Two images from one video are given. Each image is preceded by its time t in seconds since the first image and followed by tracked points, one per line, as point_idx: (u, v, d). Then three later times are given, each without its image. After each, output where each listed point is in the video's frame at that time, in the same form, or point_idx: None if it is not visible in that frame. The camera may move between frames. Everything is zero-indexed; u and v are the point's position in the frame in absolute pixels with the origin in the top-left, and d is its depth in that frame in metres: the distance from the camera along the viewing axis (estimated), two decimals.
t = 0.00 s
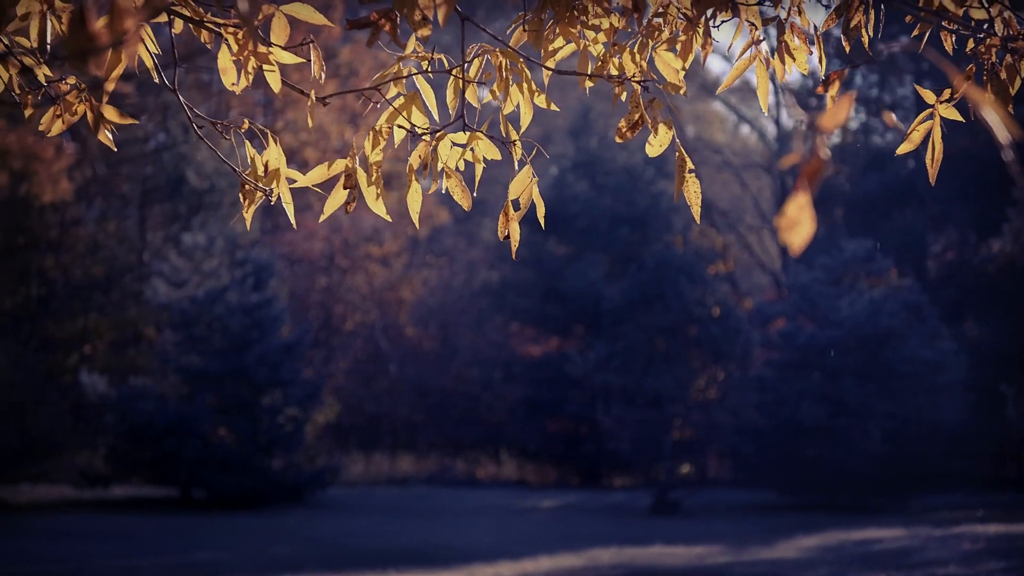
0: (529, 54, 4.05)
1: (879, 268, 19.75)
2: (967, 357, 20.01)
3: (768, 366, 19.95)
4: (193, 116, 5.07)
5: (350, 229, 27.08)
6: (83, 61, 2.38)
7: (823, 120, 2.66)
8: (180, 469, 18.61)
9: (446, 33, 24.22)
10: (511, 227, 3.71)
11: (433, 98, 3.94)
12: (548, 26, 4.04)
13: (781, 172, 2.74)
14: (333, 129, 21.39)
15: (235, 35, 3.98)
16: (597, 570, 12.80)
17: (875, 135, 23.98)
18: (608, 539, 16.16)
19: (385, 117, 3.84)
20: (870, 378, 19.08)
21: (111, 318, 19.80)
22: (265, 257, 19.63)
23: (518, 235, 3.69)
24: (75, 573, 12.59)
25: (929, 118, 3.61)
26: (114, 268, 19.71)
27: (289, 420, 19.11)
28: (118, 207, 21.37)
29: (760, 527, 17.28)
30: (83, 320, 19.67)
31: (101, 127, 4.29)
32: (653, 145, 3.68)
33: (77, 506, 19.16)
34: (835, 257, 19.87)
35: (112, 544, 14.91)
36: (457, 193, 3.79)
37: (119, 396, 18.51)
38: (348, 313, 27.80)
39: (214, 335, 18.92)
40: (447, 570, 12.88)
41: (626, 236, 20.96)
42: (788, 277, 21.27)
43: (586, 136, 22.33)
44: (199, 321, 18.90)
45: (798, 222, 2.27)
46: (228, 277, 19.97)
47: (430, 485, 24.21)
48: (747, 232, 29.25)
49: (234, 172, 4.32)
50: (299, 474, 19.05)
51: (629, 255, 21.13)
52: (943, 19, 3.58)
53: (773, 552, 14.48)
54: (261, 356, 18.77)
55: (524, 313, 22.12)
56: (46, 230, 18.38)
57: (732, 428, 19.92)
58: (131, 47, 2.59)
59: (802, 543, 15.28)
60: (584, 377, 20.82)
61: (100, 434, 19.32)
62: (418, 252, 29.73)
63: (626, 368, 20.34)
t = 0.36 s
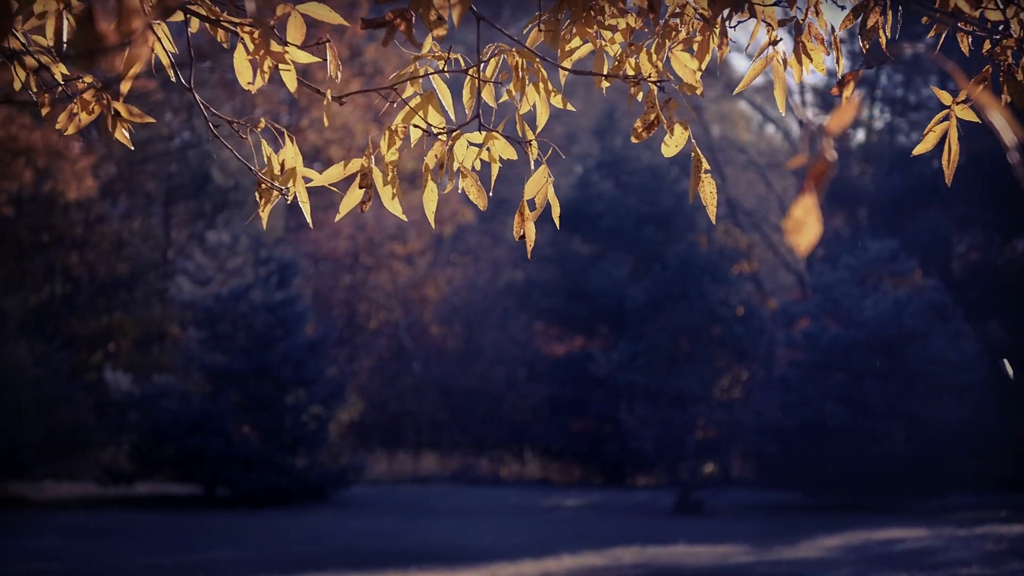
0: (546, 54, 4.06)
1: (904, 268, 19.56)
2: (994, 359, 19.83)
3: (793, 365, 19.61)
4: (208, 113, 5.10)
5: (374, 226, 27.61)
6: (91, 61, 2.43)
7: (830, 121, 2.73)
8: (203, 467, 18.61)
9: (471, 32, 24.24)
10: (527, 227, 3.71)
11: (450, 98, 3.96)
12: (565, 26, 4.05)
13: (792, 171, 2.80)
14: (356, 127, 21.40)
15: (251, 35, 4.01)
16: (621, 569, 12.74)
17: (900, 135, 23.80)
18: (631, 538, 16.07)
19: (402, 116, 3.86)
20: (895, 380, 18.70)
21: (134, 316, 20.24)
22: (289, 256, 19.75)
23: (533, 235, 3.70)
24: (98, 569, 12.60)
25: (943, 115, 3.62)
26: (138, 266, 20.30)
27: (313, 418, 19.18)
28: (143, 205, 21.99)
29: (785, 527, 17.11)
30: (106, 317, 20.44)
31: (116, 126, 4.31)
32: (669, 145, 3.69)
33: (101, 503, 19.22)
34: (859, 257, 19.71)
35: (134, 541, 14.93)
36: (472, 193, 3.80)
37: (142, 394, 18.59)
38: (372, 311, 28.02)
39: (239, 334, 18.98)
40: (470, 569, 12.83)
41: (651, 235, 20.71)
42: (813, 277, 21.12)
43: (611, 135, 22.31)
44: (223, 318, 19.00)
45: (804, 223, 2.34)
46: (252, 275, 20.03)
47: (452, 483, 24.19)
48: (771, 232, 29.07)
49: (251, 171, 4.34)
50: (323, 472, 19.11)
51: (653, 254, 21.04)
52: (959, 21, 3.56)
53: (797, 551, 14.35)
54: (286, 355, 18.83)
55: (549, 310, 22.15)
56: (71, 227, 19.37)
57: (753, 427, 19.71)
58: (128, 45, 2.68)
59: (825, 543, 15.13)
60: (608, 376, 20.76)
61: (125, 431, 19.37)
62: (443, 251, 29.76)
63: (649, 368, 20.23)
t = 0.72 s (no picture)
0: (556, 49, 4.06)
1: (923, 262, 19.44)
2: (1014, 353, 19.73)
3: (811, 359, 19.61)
4: (217, 109, 5.14)
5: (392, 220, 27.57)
6: (92, 55, 2.54)
7: (833, 116, 2.70)
8: (221, 461, 18.74)
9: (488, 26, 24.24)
10: (536, 222, 3.72)
11: (459, 93, 3.98)
12: (575, 21, 4.05)
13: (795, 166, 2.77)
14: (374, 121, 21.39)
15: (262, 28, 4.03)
16: (639, 563, 12.73)
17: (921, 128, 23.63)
18: (648, 532, 16.05)
19: (412, 111, 3.87)
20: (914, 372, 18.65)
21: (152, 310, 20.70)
22: (308, 250, 19.78)
23: (543, 229, 3.71)
24: (116, 562, 12.65)
25: (951, 110, 3.66)
26: (156, 261, 20.82)
27: (331, 412, 19.31)
28: (161, 199, 23.31)
29: (803, 522, 17.05)
30: (125, 311, 20.79)
31: (127, 120, 4.37)
32: (679, 138, 3.69)
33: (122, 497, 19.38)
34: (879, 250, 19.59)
35: (152, 535, 15.00)
36: (483, 187, 3.81)
37: (161, 388, 18.71)
38: (391, 306, 28.51)
39: (257, 328, 18.97)
40: (487, 564, 12.84)
41: (669, 230, 20.01)
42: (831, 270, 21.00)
43: (630, 129, 22.24)
44: (242, 313, 18.99)
45: (804, 221, 2.33)
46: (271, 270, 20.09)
47: (470, 478, 24.26)
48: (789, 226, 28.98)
49: (261, 167, 4.36)
50: (342, 466, 19.23)
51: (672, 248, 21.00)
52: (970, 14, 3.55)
53: (815, 546, 14.30)
54: (305, 349, 18.88)
55: (568, 304, 22.39)
56: (90, 221, 20.00)
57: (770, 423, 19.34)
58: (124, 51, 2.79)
59: (844, 537, 15.11)
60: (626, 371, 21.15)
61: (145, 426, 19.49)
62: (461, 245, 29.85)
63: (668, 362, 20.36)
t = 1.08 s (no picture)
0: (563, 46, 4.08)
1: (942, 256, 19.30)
2: None
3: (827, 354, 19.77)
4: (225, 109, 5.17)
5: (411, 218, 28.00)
6: (86, 51, 2.55)
7: (823, 110, 2.71)
8: (239, 458, 18.82)
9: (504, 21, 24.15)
10: (542, 217, 3.72)
11: (465, 89, 3.98)
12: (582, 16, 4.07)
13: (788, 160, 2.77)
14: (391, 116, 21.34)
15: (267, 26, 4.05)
16: (656, 559, 12.74)
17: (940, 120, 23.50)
18: (666, 527, 16.02)
19: (417, 108, 3.88)
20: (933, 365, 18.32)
21: (171, 307, 22.08)
22: (325, 246, 19.76)
23: (549, 225, 3.71)
24: (135, 559, 12.68)
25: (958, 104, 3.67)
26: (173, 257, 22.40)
27: (349, 408, 19.28)
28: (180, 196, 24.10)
29: (820, 516, 16.98)
30: (142, 307, 22.17)
31: (134, 118, 4.38)
32: (684, 134, 3.69)
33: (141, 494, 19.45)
34: (896, 244, 19.51)
35: (167, 532, 14.98)
36: (488, 183, 3.81)
37: (180, 385, 18.74)
38: (408, 302, 29.01)
39: (275, 325, 18.97)
40: (506, 560, 12.86)
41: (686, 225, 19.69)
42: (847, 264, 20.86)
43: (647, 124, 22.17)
44: (260, 309, 18.98)
45: (797, 215, 2.33)
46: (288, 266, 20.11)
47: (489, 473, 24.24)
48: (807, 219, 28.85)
49: (267, 164, 4.37)
50: (360, 461, 19.27)
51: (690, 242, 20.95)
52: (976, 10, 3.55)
53: (832, 540, 14.25)
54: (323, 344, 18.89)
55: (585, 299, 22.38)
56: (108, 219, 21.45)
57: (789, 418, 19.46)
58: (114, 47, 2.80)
59: (861, 531, 15.04)
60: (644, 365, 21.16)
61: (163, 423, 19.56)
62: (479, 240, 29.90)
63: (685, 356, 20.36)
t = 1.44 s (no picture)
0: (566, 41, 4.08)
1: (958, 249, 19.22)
2: None
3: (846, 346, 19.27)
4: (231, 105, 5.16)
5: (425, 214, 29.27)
6: (79, 50, 2.56)
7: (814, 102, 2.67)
8: (256, 455, 18.89)
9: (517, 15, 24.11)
10: (546, 213, 3.72)
11: (469, 85, 3.99)
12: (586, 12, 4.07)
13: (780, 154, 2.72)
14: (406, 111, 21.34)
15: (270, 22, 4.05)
16: (672, 554, 12.68)
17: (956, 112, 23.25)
18: (682, 521, 15.97)
19: (421, 103, 3.88)
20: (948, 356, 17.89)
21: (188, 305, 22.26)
22: (341, 242, 19.87)
23: (553, 220, 3.71)
24: (150, 556, 12.66)
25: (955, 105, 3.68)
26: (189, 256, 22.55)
27: (365, 405, 19.29)
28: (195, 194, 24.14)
29: (836, 510, 16.91)
30: (160, 302, 22.14)
31: (139, 115, 4.38)
32: (688, 129, 3.69)
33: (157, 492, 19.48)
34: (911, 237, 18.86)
35: (180, 529, 14.96)
36: (491, 179, 3.82)
37: (196, 382, 18.77)
38: (424, 298, 29.24)
39: (290, 322, 19.00)
40: (521, 555, 12.83)
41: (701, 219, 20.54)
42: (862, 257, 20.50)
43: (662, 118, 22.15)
44: (275, 305, 19.02)
45: (789, 209, 2.29)
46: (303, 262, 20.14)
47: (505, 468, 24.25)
48: (823, 213, 28.76)
49: (271, 160, 4.36)
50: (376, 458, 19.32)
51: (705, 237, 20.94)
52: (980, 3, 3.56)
53: (848, 533, 14.19)
54: (339, 340, 18.93)
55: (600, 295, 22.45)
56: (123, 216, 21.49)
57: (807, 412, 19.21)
58: (106, 45, 2.81)
59: (878, 524, 14.97)
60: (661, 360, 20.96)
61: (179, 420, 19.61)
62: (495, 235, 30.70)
63: (700, 351, 20.36)
